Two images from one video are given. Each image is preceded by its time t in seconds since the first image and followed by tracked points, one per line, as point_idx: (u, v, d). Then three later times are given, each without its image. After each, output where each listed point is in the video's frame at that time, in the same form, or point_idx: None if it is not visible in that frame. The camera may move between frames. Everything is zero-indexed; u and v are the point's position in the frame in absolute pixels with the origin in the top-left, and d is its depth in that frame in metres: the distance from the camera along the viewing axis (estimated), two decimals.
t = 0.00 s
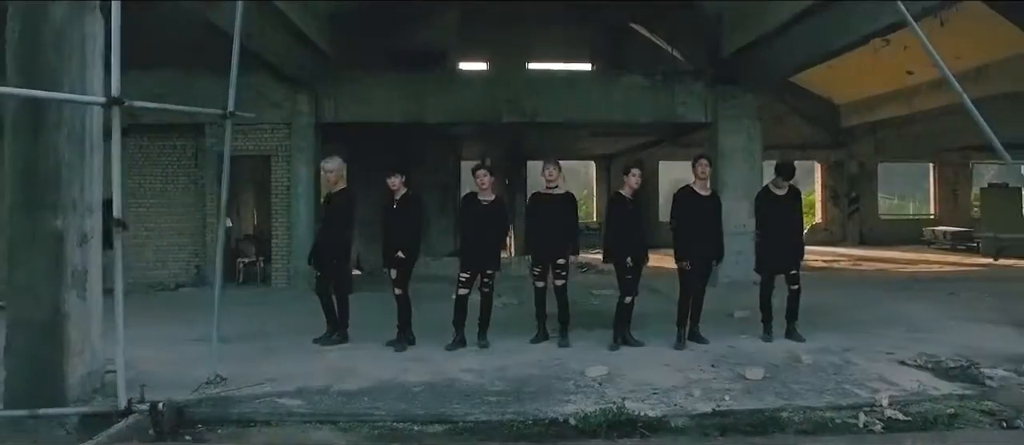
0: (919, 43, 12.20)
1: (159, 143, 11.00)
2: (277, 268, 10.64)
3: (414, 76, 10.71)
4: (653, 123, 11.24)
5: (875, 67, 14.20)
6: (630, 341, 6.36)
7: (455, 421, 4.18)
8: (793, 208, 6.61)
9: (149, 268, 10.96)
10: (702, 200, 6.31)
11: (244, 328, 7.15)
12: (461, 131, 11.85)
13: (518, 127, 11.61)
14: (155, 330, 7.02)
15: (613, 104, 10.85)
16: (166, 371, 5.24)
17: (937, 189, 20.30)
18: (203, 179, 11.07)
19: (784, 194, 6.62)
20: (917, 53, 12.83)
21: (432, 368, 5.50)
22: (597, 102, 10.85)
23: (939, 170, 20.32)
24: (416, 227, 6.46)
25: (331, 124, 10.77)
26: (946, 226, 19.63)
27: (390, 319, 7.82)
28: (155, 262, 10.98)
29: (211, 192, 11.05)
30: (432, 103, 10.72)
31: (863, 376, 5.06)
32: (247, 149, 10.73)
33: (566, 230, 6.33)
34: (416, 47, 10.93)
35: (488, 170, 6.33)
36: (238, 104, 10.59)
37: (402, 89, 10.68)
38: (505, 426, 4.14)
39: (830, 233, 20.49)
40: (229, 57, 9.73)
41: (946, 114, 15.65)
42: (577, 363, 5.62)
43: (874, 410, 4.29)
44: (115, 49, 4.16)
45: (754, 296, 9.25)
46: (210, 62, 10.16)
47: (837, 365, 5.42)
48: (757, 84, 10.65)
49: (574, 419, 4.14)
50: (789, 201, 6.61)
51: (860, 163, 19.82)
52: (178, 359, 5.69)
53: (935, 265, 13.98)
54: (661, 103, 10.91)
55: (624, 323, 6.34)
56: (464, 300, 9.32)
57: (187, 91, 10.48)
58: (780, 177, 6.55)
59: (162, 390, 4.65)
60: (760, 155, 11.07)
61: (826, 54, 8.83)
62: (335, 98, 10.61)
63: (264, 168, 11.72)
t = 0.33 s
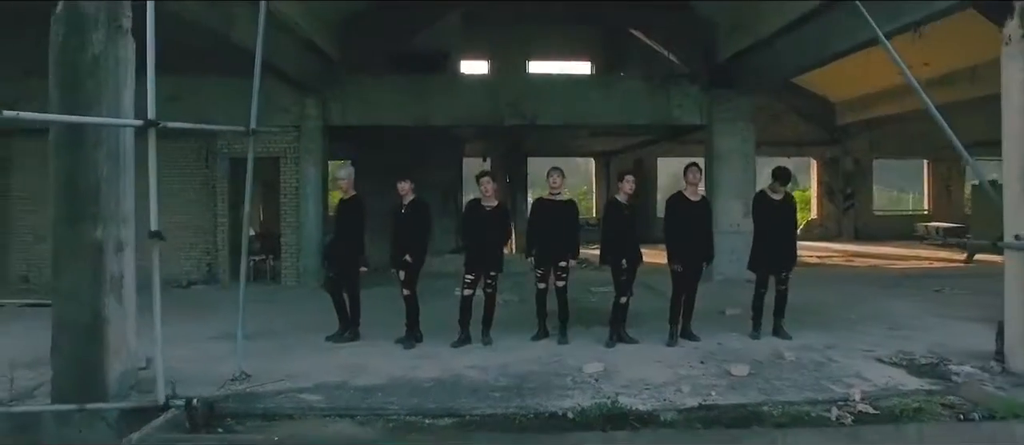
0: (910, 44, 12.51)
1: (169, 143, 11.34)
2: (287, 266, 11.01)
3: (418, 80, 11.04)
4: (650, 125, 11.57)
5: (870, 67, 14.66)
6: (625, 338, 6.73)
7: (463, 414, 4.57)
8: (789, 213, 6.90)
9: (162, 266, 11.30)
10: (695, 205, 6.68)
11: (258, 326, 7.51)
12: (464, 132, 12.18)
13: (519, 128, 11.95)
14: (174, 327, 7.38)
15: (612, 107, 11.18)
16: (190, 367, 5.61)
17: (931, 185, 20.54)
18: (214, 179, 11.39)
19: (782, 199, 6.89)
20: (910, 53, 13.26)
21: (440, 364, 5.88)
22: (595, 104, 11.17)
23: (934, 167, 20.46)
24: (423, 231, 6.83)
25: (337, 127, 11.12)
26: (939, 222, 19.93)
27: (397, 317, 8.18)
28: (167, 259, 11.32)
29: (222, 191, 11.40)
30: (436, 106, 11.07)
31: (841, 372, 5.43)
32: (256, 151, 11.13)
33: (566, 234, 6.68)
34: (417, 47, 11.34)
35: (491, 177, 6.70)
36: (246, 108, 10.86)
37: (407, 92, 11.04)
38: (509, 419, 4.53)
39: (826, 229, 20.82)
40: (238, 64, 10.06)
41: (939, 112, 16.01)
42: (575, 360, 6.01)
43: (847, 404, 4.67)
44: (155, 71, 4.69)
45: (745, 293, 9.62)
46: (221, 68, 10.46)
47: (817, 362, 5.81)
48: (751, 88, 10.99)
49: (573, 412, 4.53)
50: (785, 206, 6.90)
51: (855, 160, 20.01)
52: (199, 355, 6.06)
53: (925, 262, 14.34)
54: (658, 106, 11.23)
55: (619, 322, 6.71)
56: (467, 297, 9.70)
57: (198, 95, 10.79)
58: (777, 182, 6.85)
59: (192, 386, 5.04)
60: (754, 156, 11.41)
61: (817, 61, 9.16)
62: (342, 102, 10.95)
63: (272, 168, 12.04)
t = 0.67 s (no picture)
0: (903, 48, 12.78)
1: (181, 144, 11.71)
2: (296, 263, 11.41)
3: (422, 84, 11.40)
4: (646, 127, 11.94)
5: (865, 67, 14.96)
6: (620, 333, 7.14)
7: (469, 405, 5.00)
8: (780, 215, 7.23)
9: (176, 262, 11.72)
10: (687, 208, 7.08)
11: (274, 322, 7.92)
12: (466, 132, 12.53)
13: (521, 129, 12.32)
14: (195, 321, 7.80)
15: (610, 109, 11.56)
16: (214, 361, 6.03)
17: (924, 181, 20.91)
18: (226, 180, 11.78)
19: (773, 202, 7.23)
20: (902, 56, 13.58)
21: (446, 359, 6.29)
22: (594, 106, 11.55)
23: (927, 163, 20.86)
24: (430, 233, 7.24)
25: (344, 129, 11.49)
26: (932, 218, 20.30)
27: (405, 312, 8.59)
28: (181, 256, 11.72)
29: (233, 191, 11.79)
30: (440, 108, 11.44)
31: (820, 366, 5.85)
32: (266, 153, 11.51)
33: (565, 236, 7.08)
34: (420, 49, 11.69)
35: (494, 182, 7.09)
36: (256, 111, 11.19)
37: (411, 95, 11.40)
38: (511, 408, 4.95)
39: (821, 224, 21.19)
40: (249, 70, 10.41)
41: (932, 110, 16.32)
42: (573, 354, 6.42)
43: (822, 395, 5.10)
44: (183, 87, 5.10)
45: (736, 290, 10.01)
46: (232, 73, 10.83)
47: (799, 356, 6.22)
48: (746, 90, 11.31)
49: (571, 403, 4.95)
50: (776, 208, 7.23)
51: (851, 157, 20.45)
52: (221, 349, 6.46)
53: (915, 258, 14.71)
54: (654, 108, 11.59)
55: (615, 318, 7.11)
56: (470, 293, 10.08)
57: (211, 99, 11.18)
58: (768, 187, 7.16)
59: (219, 379, 5.47)
60: (747, 156, 11.76)
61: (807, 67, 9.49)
62: (349, 104, 11.32)
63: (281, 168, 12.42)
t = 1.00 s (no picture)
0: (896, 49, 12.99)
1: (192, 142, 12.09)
2: (305, 257, 11.81)
3: (426, 85, 11.81)
4: (643, 126, 12.35)
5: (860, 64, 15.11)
6: (616, 325, 7.58)
7: (475, 391, 5.45)
8: (766, 214, 7.67)
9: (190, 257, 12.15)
10: (679, 207, 7.50)
11: (288, 315, 8.34)
12: (469, 131, 12.93)
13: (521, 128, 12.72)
14: (213, 313, 8.24)
15: (608, 109, 11.97)
16: (235, 351, 6.46)
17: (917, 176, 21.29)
18: (236, 177, 12.19)
19: (760, 202, 7.66)
20: (894, 56, 13.79)
21: (452, 349, 6.73)
22: (592, 106, 11.95)
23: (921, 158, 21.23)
24: (436, 231, 7.69)
25: (351, 128, 11.89)
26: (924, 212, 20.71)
27: (411, 305, 9.02)
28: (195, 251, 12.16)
29: (243, 188, 12.20)
30: (444, 108, 11.85)
31: (800, 356, 6.29)
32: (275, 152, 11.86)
33: (564, 234, 7.52)
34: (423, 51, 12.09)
35: (496, 183, 7.52)
36: (265, 110, 11.52)
37: (415, 96, 11.82)
38: (513, 394, 5.39)
39: (816, 218, 21.57)
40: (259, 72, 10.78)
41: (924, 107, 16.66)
42: (571, 345, 6.86)
43: (799, 383, 5.54)
44: (210, 100, 5.53)
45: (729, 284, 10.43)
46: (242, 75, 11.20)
47: (781, 347, 6.66)
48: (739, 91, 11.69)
49: (568, 390, 5.39)
50: (763, 208, 7.66)
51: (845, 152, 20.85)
52: (242, 341, 6.90)
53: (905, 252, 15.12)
54: (650, 107, 12.00)
55: (611, 311, 7.55)
56: (473, 286, 10.51)
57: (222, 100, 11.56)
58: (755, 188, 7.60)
59: (244, 368, 5.92)
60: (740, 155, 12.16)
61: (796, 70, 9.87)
62: (356, 104, 11.74)
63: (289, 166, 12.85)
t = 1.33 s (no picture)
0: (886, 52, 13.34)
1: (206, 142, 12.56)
2: (315, 252, 12.16)
3: (431, 86, 12.28)
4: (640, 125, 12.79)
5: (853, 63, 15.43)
6: (612, 317, 8.07)
7: (482, 378, 5.95)
8: (753, 213, 8.15)
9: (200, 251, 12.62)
10: (671, 206, 7.98)
11: (302, 306, 8.79)
12: (471, 130, 13.38)
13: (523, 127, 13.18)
14: (232, 304, 8.74)
15: (606, 109, 12.41)
16: (257, 340, 6.94)
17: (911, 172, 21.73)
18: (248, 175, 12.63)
19: (748, 201, 8.15)
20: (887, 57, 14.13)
21: (459, 340, 7.21)
22: (591, 106, 12.40)
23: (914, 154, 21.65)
24: (442, 229, 8.17)
25: (358, 127, 12.32)
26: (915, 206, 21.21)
27: (419, 298, 9.49)
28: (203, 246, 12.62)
29: (254, 185, 12.66)
30: (448, 109, 12.31)
31: (783, 346, 6.78)
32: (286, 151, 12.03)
33: (563, 232, 7.98)
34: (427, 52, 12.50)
35: (498, 183, 7.99)
36: (277, 108, 11.74)
37: (420, 96, 12.27)
38: (517, 381, 5.88)
39: (810, 212, 21.99)
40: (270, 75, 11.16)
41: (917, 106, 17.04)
42: (570, 336, 7.35)
43: (779, 370, 6.04)
44: (235, 110, 5.97)
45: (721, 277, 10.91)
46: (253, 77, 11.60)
47: (765, 337, 7.15)
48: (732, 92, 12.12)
49: (567, 376, 5.89)
50: (750, 206, 8.15)
51: (839, 148, 21.31)
52: (261, 331, 7.38)
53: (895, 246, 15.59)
54: (646, 108, 12.45)
55: (608, 304, 8.03)
56: (476, 280, 10.98)
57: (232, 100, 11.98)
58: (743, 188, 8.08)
59: (268, 356, 6.41)
60: (733, 153, 12.62)
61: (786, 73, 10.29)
62: (363, 105, 12.18)
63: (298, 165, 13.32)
